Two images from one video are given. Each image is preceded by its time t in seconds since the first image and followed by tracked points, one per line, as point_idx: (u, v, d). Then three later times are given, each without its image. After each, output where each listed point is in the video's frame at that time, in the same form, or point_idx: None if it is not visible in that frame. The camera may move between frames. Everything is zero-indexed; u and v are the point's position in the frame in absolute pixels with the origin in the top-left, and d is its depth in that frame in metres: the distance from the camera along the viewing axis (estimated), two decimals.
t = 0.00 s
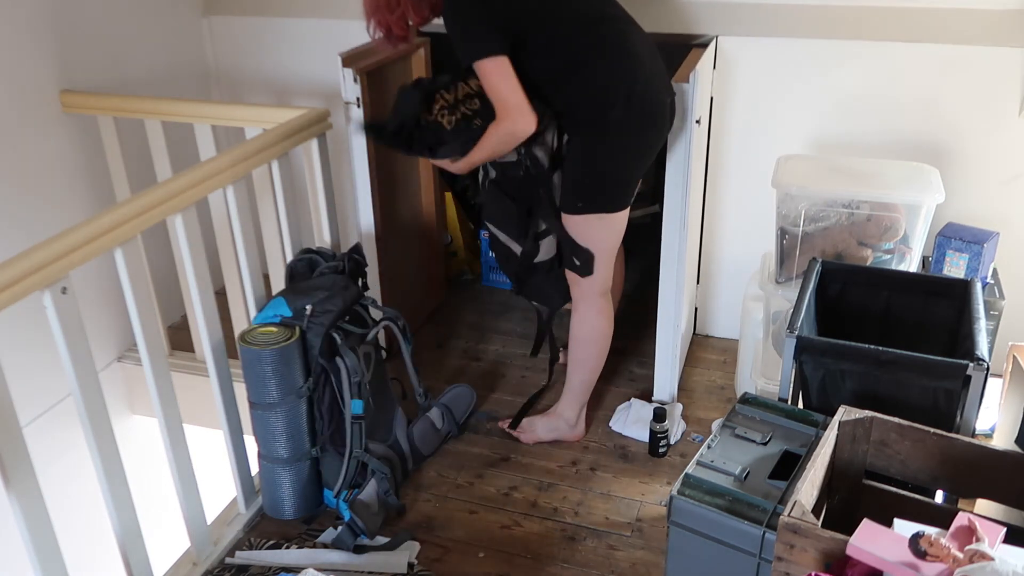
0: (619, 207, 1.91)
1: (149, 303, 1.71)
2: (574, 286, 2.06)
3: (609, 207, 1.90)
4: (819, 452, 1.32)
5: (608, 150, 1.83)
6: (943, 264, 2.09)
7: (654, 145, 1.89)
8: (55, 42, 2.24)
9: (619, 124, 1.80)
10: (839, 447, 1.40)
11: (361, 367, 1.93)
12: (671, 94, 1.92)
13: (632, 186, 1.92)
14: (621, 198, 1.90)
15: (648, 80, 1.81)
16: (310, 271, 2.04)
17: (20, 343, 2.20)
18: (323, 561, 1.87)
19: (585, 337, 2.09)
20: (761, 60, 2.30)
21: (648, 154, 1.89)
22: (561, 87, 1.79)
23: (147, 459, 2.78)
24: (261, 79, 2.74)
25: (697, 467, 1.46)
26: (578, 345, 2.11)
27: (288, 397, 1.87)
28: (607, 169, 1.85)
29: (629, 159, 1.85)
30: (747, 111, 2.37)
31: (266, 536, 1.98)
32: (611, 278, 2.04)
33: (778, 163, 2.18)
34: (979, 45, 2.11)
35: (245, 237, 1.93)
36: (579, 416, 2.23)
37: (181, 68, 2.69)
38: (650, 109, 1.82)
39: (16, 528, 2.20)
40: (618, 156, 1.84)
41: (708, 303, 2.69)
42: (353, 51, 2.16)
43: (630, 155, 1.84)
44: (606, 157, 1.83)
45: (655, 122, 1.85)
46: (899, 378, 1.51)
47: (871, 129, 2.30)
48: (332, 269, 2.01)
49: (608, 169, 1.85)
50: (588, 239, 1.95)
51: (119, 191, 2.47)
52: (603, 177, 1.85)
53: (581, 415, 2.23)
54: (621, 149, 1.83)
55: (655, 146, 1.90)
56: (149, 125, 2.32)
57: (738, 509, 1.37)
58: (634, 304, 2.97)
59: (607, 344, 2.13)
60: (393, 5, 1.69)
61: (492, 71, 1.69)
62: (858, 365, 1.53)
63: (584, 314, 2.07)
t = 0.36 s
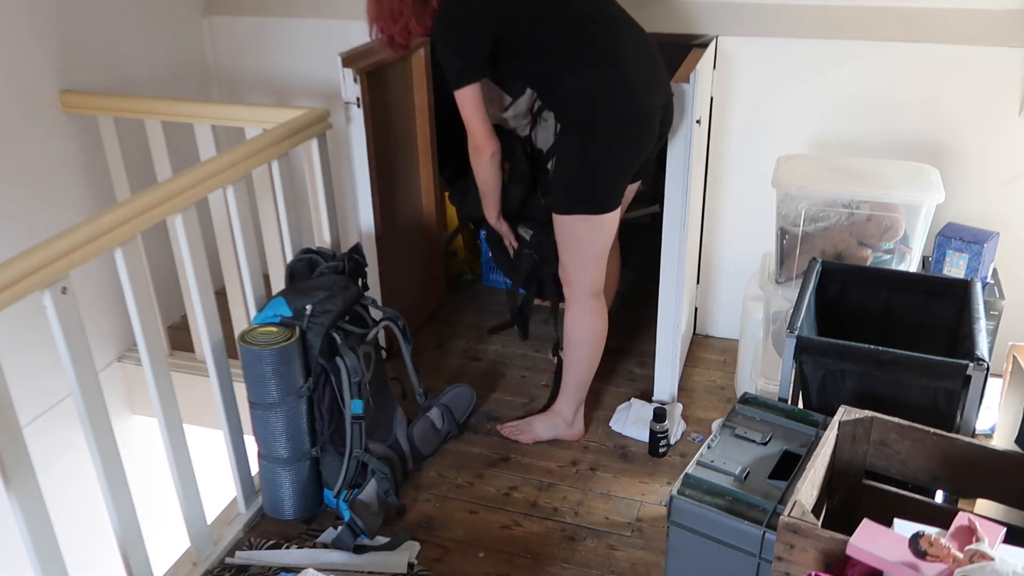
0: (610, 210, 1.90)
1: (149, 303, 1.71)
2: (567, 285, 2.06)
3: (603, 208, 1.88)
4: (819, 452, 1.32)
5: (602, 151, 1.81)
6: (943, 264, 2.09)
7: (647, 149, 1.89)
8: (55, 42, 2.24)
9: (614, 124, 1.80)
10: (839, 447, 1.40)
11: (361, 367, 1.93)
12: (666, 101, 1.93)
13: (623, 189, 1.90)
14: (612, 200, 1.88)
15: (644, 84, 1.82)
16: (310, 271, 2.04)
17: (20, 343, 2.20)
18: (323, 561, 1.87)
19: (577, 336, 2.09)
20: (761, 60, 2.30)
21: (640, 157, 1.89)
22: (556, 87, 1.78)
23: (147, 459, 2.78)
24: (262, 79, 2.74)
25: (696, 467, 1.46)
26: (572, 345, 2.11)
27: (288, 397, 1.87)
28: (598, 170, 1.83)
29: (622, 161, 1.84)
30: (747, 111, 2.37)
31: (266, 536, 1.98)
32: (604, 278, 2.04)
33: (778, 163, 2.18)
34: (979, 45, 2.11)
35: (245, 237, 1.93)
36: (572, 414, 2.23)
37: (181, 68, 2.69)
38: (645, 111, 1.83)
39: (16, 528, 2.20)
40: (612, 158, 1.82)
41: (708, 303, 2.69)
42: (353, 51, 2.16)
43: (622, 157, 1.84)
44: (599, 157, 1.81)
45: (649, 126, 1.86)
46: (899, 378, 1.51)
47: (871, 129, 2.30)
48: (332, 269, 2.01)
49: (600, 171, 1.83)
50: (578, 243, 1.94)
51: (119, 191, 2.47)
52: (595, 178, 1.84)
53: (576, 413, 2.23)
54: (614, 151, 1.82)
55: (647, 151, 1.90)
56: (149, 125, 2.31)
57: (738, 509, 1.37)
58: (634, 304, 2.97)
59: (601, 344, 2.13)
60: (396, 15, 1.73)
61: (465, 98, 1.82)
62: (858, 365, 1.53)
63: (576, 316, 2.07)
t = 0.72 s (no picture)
0: (585, 211, 1.92)
1: (149, 304, 1.71)
2: (547, 283, 2.07)
3: (578, 209, 1.90)
4: (819, 451, 1.32)
5: (580, 152, 1.84)
6: (943, 263, 2.09)
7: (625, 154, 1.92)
8: (55, 42, 2.24)
9: (593, 127, 1.83)
10: (839, 447, 1.40)
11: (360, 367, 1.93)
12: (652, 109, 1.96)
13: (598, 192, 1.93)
14: (587, 203, 1.91)
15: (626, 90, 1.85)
16: (310, 271, 2.04)
17: (20, 343, 2.20)
18: (323, 561, 1.87)
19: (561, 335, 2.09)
20: (761, 60, 2.30)
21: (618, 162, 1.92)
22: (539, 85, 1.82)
23: (147, 459, 2.78)
24: (262, 79, 2.74)
25: (696, 467, 1.46)
26: (556, 343, 2.12)
27: (288, 397, 1.87)
28: (572, 169, 1.85)
29: (599, 164, 1.87)
30: (747, 111, 2.37)
31: (267, 536, 1.99)
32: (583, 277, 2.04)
33: (778, 163, 2.18)
34: (979, 44, 2.11)
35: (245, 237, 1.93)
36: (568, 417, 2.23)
37: (181, 69, 2.69)
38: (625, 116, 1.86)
39: (16, 528, 2.20)
40: (588, 161, 1.85)
41: (708, 303, 2.69)
42: (354, 51, 2.17)
43: (598, 160, 1.86)
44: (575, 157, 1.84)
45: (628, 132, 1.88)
46: (899, 378, 1.51)
47: (871, 129, 2.30)
48: (332, 269, 2.01)
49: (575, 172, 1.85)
50: (563, 243, 1.96)
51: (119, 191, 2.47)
52: (571, 179, 1.86)
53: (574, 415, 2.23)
54: (592, 152, 1.85)
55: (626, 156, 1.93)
56: (149, 125, 2.32)
57: (738, 509, 1.37)
58: (634, 304, 2.97)
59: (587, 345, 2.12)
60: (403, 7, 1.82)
61: (459, 84, 1.84)
62: (858, 365, 1.53)
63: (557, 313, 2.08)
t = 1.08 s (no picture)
0: (568, 207, 1.95)
1: (149, 304, 1.71)
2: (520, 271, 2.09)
3: (562, 204, 1.93)
4: (819, 452, 1.32)
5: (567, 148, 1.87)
6: (943, 263, 2.09)
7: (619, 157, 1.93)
8: (56, 42, 2.24)
9: (583, 125, 1.84)
10: (839, 447, 1.40)
11: (360, 367, 1.94)
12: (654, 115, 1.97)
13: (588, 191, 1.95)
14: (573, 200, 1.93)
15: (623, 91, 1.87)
16: (310, 271, 2.04)
17: (20, 343, 2.20)
18: (323, 561, 1.87)
19: (542, 324, 2.12)
20: (761, 60, 2.30)
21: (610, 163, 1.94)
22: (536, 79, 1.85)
23: (147, 459, 2.78)
24: (262, 79, 2.74)
25: (697, 467, 1.46)
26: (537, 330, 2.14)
27: (287, 397, 1.87)
28: (558, 164, 1.88)
29: (587, 162, 1.89)
30: (747, 111, 2.37)
31: (266, 536, 1.98)
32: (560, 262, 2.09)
33: (778, 163, 2.18)
34: (978, 45, 2.11)
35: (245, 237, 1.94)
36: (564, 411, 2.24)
37: (181, 69, 2.69)
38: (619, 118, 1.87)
39: (16, 529, 2.20)
40: (576, 158, 1.87)
41: (708, 303, 2.69)
42: (353, 50, 2.17)
43: (584, 160, 1.89)
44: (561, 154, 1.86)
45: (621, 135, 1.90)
46: (899, 378, 1.51)
47: (871, 129, 2.30)
48: (332, 269, 2.01)
49: (561, 169, 1.88)
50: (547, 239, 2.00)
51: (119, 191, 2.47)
52: (558, 174, 1.89)
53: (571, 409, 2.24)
54: (581, 150, 1.88)
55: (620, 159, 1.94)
56: (149, 125, 2.32)
57: (738, 509, 1.37)
58: (634, 304, 2.97)
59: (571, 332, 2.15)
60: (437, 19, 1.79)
61: (470, 74, 1.88)
62: (858, 365, 1.53)
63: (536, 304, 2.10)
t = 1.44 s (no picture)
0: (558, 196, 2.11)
1: (149, 304, 1.71)
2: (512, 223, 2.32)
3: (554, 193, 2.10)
4: (819, 452, 1.32)
5: (564, 145, 1.98)
6: (943, 264, 2.09)
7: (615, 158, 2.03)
8: (56, 42, 2.24)
9: (578, 126, 1.95)
10: (839, 447, 1.40)
11: (361, 367, 1.94)
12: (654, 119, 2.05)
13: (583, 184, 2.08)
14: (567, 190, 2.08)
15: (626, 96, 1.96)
16: (310, 271, 2.04)
17: (20, 343, 2.20)
18: (323, 560, 1.87)
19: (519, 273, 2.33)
20: (760, 60, 2.30)
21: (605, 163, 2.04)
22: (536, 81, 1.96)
23: (147, 459, 2.78)
24: (262, 79, 2.74)
25: (697, 467, 1.46)
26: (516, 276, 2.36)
27: (287, 397, 1.87)
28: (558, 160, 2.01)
29: (581, 161, 2.01)
30: (747, 111, 2.37)
31: (267, 536, 1.99)
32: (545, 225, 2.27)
33: (778, 163, 2.18)
34: (979, 45, 2.11)
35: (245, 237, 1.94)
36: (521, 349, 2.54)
37: (181, 69, 2.69)
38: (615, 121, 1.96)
39: (16, 529, 2.20)
40: (572, 157, 1.99)
41: (708, 303, 2.69)
42: (353, 50, 2.17)
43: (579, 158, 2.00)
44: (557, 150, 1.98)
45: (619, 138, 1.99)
46: (899, 378, 1.51)
47: (871, 129, 2.30)
48: (332, 269, 2.01)
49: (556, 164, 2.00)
50: (531, 206, 2.17)
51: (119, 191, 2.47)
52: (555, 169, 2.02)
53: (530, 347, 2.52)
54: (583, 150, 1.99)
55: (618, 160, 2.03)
56: (149, 126, 2.32)
57: (738, 509, 1.37)
58: (634, 304, 2.97)
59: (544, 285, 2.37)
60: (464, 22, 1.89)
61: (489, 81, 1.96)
62: (858, 365, 1.53)
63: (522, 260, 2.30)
